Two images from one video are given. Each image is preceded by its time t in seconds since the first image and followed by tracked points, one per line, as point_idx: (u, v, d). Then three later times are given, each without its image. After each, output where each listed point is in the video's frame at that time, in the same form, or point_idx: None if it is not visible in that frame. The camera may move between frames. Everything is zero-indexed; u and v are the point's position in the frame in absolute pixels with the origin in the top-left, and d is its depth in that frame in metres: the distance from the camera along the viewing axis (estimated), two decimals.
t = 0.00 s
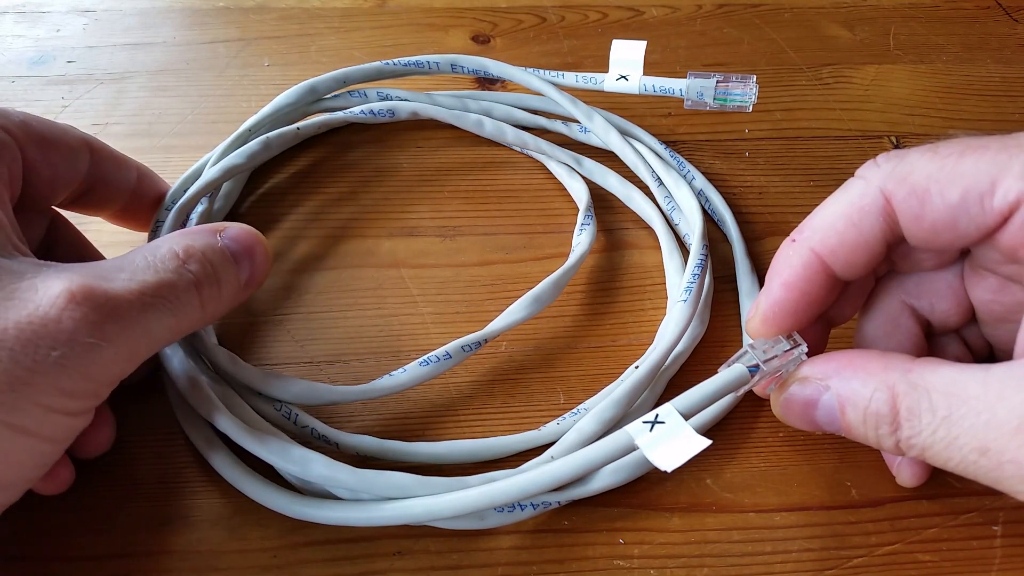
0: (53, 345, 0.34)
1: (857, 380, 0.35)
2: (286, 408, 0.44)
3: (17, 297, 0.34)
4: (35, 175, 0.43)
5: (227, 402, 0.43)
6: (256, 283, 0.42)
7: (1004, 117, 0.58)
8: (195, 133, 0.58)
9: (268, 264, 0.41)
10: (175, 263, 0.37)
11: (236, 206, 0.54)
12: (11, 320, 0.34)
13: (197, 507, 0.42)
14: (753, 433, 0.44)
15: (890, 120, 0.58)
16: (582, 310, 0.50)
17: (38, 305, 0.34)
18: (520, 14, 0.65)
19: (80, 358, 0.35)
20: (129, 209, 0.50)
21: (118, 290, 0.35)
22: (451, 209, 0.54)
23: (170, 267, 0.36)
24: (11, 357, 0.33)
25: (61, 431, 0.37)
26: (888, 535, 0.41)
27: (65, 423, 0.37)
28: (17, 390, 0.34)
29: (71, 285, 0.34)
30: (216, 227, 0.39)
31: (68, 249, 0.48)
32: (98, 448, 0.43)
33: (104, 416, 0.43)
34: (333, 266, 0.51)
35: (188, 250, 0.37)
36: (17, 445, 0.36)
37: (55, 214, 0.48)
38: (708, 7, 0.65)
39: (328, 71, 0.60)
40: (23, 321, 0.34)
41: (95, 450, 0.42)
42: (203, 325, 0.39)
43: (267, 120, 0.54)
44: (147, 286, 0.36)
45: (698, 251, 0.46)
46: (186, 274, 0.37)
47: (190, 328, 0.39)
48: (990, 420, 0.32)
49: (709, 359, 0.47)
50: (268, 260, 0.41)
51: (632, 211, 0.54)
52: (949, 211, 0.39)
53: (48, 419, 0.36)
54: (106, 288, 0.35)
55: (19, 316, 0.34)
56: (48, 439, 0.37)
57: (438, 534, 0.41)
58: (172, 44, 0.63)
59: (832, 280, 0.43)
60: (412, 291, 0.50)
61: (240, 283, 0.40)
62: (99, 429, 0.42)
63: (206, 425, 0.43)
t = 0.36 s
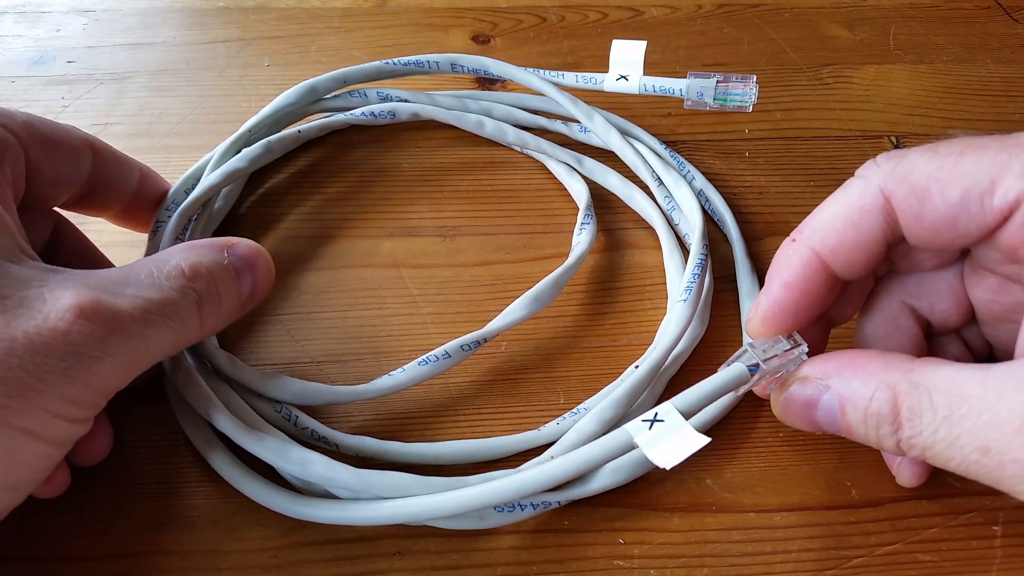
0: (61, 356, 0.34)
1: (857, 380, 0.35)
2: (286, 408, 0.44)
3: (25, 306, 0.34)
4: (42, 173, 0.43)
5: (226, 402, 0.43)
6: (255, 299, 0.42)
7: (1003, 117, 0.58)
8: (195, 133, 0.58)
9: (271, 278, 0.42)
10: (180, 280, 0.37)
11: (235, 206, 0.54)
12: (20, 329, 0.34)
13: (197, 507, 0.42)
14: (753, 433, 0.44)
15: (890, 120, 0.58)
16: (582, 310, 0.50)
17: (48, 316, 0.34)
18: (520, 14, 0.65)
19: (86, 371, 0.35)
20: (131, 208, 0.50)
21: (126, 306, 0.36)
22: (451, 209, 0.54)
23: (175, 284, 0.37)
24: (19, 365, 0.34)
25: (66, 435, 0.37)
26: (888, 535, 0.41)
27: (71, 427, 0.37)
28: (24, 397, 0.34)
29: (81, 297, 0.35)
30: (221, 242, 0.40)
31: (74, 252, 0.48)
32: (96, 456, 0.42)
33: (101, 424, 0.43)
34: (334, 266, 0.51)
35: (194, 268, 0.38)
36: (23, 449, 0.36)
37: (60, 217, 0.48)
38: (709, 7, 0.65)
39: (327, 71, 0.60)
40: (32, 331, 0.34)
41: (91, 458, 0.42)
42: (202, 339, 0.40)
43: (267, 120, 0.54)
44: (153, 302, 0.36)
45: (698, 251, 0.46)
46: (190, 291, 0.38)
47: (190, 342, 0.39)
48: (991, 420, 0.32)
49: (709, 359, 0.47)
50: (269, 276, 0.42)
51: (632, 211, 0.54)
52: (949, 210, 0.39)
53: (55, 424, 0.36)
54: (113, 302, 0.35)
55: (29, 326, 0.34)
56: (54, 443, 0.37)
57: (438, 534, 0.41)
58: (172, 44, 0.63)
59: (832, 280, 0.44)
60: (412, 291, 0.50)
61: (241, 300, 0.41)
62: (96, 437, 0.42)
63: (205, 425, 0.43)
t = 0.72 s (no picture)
0: (74, 363, 0.35)
1: (880, 354, 0.34)
2: (287, 408, 0.44)
3: (38, 312, 0.34)
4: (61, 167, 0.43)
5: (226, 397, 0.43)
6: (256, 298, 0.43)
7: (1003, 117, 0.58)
8: (195, 133, 0.58)
9: (274, 278, 0.43)
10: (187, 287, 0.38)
11: (235, 205, 0.54)
12: (35, 336, 0.34)
13: (196, 507, 0.42)
14: (753, 433, 0.44)
15: (890, 120, 0.58)
16: (582, 310, 0.50)
17: (61, 324, 0.34)
18: (520, 14, 0.65)
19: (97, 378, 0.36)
20: (136, 203, 0.50)
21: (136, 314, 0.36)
22: (451, 209, 0.54)
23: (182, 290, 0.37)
24: (36, 372, 0.34)
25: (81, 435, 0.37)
26: (888, 535, 0.41)
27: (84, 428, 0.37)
28: (42, 400, 0.34)
29: (92, 306, 0.35)
30: (228, 243, 0.40)
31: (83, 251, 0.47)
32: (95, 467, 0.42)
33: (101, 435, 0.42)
34: (333, 266, 0.51)
35: (201, 273, 0.38)
36: (44, 449, 0.36)
37: (69, 217, 0.47)
38: (708, 7, 0.65)
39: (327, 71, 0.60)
40: (46, 338, 0.34)
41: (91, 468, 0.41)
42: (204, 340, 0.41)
43: (269, 120, 0.54)
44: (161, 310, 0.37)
45: (699, 251, 0.46)
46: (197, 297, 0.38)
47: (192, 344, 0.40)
48: (1016, 402, 0.32)
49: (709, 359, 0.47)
50: (272, 275, 0.43)
51: (633, 211, 0.54)
52: (977, 185, 0.39)
53: (71, 424, 0.36)
54: (122, 310, 0.36)
55: (43, 332, 0.34)
56: (70, 443, 0.37)
57: (438, 535, 0.41)
58: (172, 44, 0.63)
59: (847, 253, 0.43)
60: (412, 291, 0.50)
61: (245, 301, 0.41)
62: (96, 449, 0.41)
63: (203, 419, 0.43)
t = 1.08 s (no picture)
0: (77, 362, 0.35)
1: (870, 372, 0.35)
2: (284, 405, 0.44)
3: (39, 311, 0.34)
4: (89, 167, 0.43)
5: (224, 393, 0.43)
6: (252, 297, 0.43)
7: (1003, 117, 0.58)
8: (195, 133, 0.58)
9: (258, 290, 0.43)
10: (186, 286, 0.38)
11: (235, 204, 0.54)
12: (37, 336, 0.34)
13: (196, 507, 0.42)
14: (753, 433, 0.44)
15: (890, 120, 0.58)
16: (581, 310, 0.50)
17: (63, 323, 0.34)
18: (520, 14, 0.65)
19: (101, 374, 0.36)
20: (141, 199, 0.50)
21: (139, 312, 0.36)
22: (451, 209, 0.54)
23: (183, 290, 0.38)
24: (38, 372, 0.34)
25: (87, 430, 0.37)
26: (888, 535, 0.41)
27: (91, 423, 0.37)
28: (46, 399, 0.34)
29: (94, 306, 0.35)
30: (225, 242, 0.40)
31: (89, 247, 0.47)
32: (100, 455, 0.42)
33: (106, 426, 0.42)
34: (333, 266, 0.51)
35: (201, 272, 0.38)
36: (50, 445, 0.36)
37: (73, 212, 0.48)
38: (709, 7, 0.65)
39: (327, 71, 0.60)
40: (49, 338, 0.34)
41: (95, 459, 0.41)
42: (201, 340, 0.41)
43: (273, 116, 0.54)
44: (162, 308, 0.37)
45: (699, 251, 0.46)
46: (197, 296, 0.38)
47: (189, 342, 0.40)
48: (1008, 416, 0.32)
49: (709, 359, 0.47)
50: (267, 274, 0.43)
51: (633, 211, 0.54)
52: (963, 201, 0.39)
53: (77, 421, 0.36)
54: (124, 310, 0.36)
55: (45, 332, 0.34)
56: (76, 439, 0.37)
57: (438, 535, 0.41)
58: (172, 44, 0.63)
59: (842, 272, 0.43)
60: (412, 291, 0.50)
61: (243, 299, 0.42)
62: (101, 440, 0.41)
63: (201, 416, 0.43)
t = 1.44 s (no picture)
0: (78, 359, 0.35)
1: (866, 384, 0.35)
2: (283, 403, 0.44)
3: (40, 309, 0.34)
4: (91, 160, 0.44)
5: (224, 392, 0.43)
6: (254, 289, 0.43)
7: (1003, 117, 0.58)
8: (195, 133, 0.58)
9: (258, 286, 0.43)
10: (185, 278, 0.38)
11: (236, 204, 0.54)
12: (39, 334, 0.34)
13: (196, 507, 0.42)
14: (753, 433, 0.44)
15: (890, 120, 0.58)
16: (581, 310, 0.50)
17: (64, 321, 0.34)
18: (520, 14, 0.65)
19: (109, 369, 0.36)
20: (142, 198, 0.50)
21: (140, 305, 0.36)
22: (451, 209, 0.54)
23: (182, 282, 0.38)
24: (40, 369, 0.34)
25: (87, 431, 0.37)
26: (888, 535, 0.41)
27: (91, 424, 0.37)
28: (46, 398, 0.34)
29: (95, 303, 0.35)
30: (225, 235, 0.40)
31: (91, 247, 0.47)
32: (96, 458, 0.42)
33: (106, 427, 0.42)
34: (332, 266, 0.51)
35: (201, 265, 0.38)
36: (50, 446, 0.36)
37: (73, 211, 0.48)
38: (709, 7, 0.65)
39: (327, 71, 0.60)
40: (50, 336, 0.34)
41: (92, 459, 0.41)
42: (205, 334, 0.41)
43: (274, 115, 0.54)
44: (163, 301, 0.37)
45: (700, 252, 0.46)
46: (197, 288, 0.38)
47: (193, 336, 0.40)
48: (1003, 426, 0.32)
49: (709, 359, 0.47)
50: (271, 266, 0.43)
51: (633, 211, 0.54)
52: (957, 211, 0.39)
53: (77, 421, 0.36)
54: (125, 305, 0.36)
55: (47, 330, 0.34)
56: (76, 440, 0.37)
57: (438, 534, 0.41)
58: (172, 45, 0.63)
59: (839, 283, 0.43)
60: (412, 291, 0.50)
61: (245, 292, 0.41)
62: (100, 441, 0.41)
63: (201, 415, 0.43)
